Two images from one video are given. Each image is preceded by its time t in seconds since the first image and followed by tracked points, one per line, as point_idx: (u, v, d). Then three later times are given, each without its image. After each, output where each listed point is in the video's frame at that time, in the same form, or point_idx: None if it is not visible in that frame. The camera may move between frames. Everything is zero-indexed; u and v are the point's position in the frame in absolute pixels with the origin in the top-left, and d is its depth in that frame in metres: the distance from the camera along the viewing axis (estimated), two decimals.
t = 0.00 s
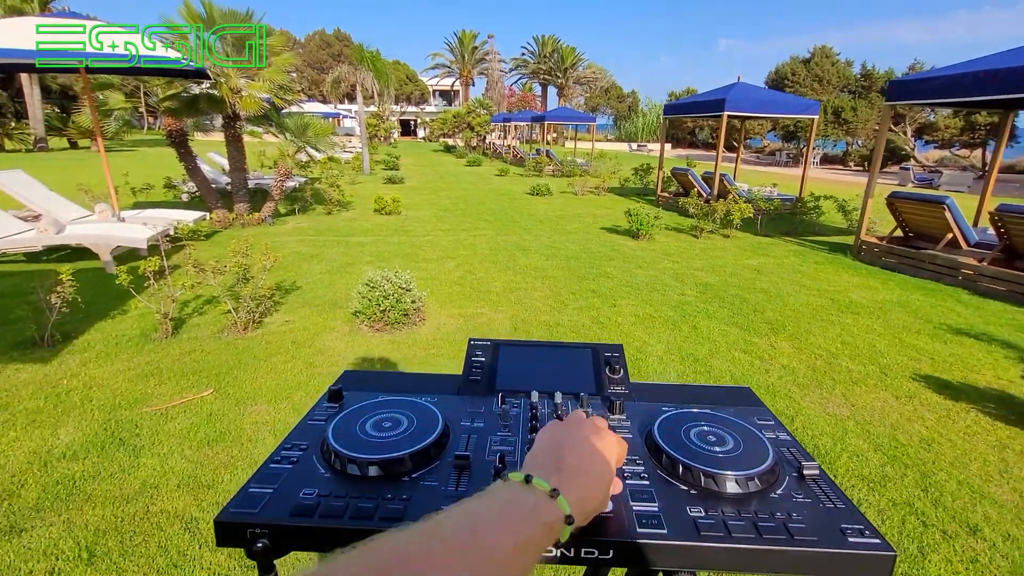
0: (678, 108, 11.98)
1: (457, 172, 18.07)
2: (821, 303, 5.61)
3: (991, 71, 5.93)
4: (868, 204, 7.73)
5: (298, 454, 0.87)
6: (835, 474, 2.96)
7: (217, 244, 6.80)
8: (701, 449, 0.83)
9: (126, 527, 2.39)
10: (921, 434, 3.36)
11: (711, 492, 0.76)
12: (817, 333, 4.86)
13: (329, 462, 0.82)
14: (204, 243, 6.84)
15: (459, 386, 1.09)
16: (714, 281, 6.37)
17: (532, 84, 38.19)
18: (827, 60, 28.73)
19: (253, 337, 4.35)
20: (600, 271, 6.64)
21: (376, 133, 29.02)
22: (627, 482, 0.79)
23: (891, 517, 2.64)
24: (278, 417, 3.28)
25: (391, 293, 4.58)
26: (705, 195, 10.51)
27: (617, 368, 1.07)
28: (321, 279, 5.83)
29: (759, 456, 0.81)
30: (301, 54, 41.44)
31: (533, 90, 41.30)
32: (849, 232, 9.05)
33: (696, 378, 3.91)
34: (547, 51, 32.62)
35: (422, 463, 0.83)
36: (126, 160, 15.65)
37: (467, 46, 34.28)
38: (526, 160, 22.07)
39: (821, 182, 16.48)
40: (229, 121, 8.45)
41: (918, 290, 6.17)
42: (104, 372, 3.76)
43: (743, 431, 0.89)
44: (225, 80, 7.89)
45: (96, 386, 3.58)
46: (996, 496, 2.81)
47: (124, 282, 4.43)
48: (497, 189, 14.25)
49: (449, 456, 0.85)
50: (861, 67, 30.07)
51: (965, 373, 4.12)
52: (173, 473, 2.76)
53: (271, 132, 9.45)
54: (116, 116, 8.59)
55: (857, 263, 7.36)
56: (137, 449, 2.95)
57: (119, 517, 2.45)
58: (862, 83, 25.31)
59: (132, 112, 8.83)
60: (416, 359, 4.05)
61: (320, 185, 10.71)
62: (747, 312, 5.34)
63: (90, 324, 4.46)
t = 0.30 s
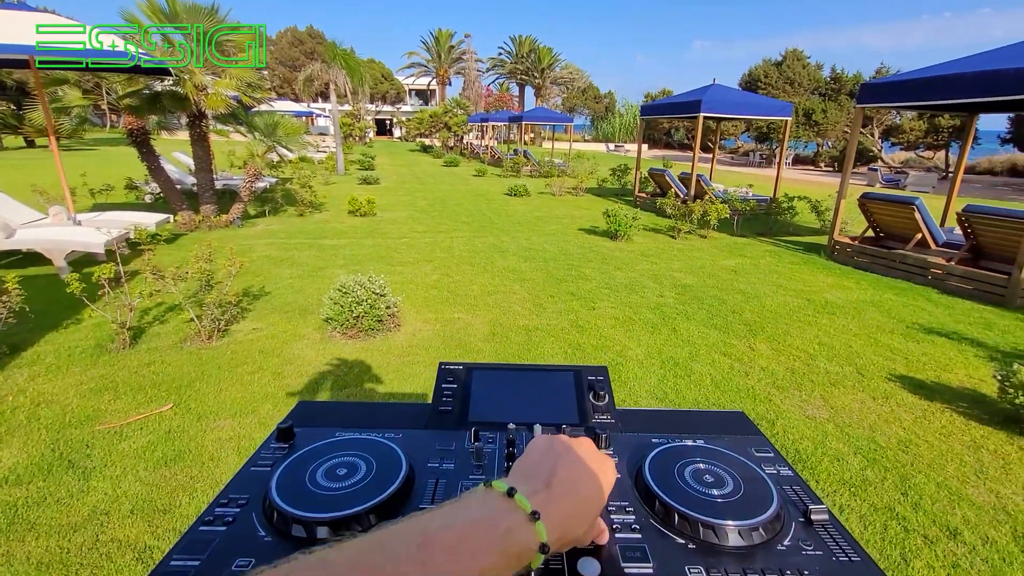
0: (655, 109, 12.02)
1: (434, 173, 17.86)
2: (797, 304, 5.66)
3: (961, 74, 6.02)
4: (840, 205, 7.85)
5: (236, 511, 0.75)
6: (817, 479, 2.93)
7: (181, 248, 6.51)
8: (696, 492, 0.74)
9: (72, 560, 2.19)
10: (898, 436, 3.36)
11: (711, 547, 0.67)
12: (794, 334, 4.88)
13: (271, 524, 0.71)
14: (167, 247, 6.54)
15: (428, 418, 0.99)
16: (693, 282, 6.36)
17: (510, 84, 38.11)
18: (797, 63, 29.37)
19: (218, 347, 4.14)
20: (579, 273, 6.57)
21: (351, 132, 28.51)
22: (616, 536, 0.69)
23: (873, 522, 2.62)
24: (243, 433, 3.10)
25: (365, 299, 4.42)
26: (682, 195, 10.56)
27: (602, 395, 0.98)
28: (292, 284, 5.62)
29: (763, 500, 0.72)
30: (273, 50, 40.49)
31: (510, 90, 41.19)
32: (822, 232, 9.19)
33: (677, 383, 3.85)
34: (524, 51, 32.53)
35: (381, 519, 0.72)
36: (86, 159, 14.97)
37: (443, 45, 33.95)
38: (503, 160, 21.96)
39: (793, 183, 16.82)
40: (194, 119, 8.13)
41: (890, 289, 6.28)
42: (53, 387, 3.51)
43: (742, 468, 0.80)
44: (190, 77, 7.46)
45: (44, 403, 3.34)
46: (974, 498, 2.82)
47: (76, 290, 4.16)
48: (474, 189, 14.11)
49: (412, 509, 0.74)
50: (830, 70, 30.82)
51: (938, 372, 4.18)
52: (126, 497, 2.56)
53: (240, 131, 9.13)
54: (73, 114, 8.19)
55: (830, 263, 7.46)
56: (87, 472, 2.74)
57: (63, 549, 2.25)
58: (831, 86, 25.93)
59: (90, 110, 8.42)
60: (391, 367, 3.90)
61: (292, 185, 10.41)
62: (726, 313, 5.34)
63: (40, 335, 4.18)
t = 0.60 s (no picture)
0: (652, 109, 12.03)
1: (431, 174, 17.85)
2: (795, 303, 5.66)
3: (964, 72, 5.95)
4: (837, 204, 7.87)
5: (233, 518, 0.75)
6: (817, 479, 2.92)
7: (178, 251, 6.49)
8: (699, 496, 0.73)
9: (69, 567, 2.18)
10: (897, 435, 3.37)
11: (715, 551, 0.66)
12: (793, 333, 4.88)
13: (269, 532, 0.70)
14: (164, 250, 6.52)
15: (427, 422, 0.98)
16: (691, 282, 6.37)
17: (507, 85, 38.13)
18: (793, 62, 29.43)
19: (215, 350, 4.12)
20: (577, 274, 6.57)
21: (348, 134, 28.48)
22: (618, 542, 0.68)
23: (873, 521, 2.62)
24: (241, 436, 3.08)
25: (362, 301, 4.41)
26: (680, 195, 10.58)
27: (602, 398, 0.97)
28: (290, 287, 5.60)
29: (767, 505, 0.71)
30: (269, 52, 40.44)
31: (506, 91, 41.20)
32: (819, 232, 9.21)
33: (676, 383, 3.85)
34: (521, 52, 32.53)
35: (380, 527, 0.71)
36: (81, 162, 14.90)
37: (440, 46, 33.92)
38: (501, 161, 21.95)
39: (790, 182, 16.87)
40: (190, 122, 8.11)
41: (887, 288, 6.30)
42: (49, 392, 3.49)
43: (745, 471, 0.79)
44: (186, 80, 7.48)
45: (40, 409, 3.31)
46: (973, 496, 2.83)
47: (71, 294, 4.13)
48: (472, 191, 14.09)
49: (412, 517, 0.74)
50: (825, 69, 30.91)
51: (936, 371, 4.18)
52: (123, 502, 2.54)
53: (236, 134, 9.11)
54: (68, 117, 8.16)
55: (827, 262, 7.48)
56: (83, 478, 2.72)
57: (60, 556, 2.24)
58: (827, 85, 26.00)
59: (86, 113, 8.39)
60: (389, 369, 3.89)
61: (289, 188, 10.39)
62: (724, 313, 5.34)
63: (35, 340, 4.16)
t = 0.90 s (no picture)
0: (645, 106, 12.08)
1: (425, 172, 17.84)
2: (785, 297, 5.73)
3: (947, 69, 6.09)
4: (827, 200, 7.95)
5: (224, 491, 0.77)
6: (804, 467, 2.97)
7: (171, 249, 6.49)
8: (671, 466, 0.77)
9: (63, 559, 2.19)
10: (883, 424, 3.43)
11: (684, 516, 0.70)
12: (782, 326, 4.95)
13: (258, 502, 0.73)
14: (157, 248, 6.51)
15: (413, 402, 1.01)
16: (683, 277, 6.42)
17: (501, 83, 38.12)
18: (785, 60, 29.58)
19: (209, 346, 4.13)
20: (570, 270, 6.61)
21: (341, 132, 28.39)
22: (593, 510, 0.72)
23: (858, 508, 2.67)
24: (236, 430, 3.10)
25: (356, 297, 4.43)
26: (673, 192, 10.65)
27: (583, 378, 1.00)
28: (283, 283, 5.61)
29: (735, 474, 0.75)
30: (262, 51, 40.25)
31: (500, 89, 41.18)
32: (810, 227, 9.30)
33: (668, 376, 3.89)
34: (515, 50, 32.50)
35: (365, 497, 0.74)
36: (72, 161, 14.79)
37: (434, 44, 33.83)
38: (495, 159, 21.97)
39: (783, 179, 17.00)
40: (182, 120, 8.08)
41: (876, 282, 6.38)
42: (42, 389, 3.49)
43: (718, 444, 0.83)
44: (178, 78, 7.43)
45: (32, 405, 3.31)
46: (956, 482, 2.89)
47: (63, 291, 4.12)
48: (466, 188, 14.11)
49: (397, 489, 0.76)
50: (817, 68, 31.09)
51: (923, 362, 4.25)
52: (116, 496, 2.55)
53: (229, 132, 9.08)
54: (59, 114, 8.10)
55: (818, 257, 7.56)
56: (77, 472, 2.73)
57: (54, 548, 2.25)
58: (819, 83, 26.15)
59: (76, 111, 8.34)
60: (383, 363, 3.92)
61: (282, 186, 10.38)
62: (715, 307, 5.40)
63: (28, 337, 4.15)
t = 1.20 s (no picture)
0: (649, 105, 12.11)
1: (430, 170, 17.95)
2: (786, 296, 5.77)
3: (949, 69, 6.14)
4: (830, 199, 7.97)
5: (239, 459, 0.84)
6: (799, 461, 3.01)
7: (181, 244, 6.60)
8: (649, 439, 0.82)
9: (81, 540, 2.24)
10: (879, 421, 3.48)
11: (658, 483, 0.75)
12: (782, 324, 4.99)
13: (270, 467, 0.79)
14: (167, 243, 6.63)
15: (413, 384, 1.06)
16: (684, 275, 6.48)
17: (506, 82, 38.18)
18: (791, 59, 29.47)
19: (218, 340, 4.23)
20: (573, 267, 6.68)
21: (347, 130, 28.51)
22: (575, 476, 0.77)
23: (850, 501, 2.72)
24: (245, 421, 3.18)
25: (362, 292, 4.52)
26: (676, 191, 10.69)
27: (573, 362, 1.05)
28: (291, 279, 5.71)
29: (706, 446, 0.80)
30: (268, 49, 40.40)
31: (506, 88, 41.24)
32: (813, 227, 9.33)
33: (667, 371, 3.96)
34: (520, 48, 32.50)
35: (368, 463, 0.79)
36: (82, 158, 14.98)
37: (440, 43, 33.89)
38: (500, 157, 22.06)
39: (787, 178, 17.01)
40: (191, 118, 8.20)
41: (877, 281, 6.41)
42: (57, 379, 3.58)
43: (693, 422, 0.88)
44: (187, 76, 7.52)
45: (48, 395, 3.39)
46: (948, 477, 2.94)
47: (78, 285, 4.23)
48: (470, 186, 14.20)
49: (397, 457, 0.82)
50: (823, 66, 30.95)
51: (920, 360, 4.30)
52: (131, 482, 2.60)
53: (237, 129, 9.19)
54: (70, 112, 8.23)
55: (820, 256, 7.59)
56: (93, 459, 2.78)
57: (73, 530, 2.30)
58: (825, 82, 26.06)
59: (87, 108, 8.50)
60: (388, 357, 4.01)
61: (289, 183, 10.51)
62: (716, 305, 5.45)
63: (43, 330, 4.26)
